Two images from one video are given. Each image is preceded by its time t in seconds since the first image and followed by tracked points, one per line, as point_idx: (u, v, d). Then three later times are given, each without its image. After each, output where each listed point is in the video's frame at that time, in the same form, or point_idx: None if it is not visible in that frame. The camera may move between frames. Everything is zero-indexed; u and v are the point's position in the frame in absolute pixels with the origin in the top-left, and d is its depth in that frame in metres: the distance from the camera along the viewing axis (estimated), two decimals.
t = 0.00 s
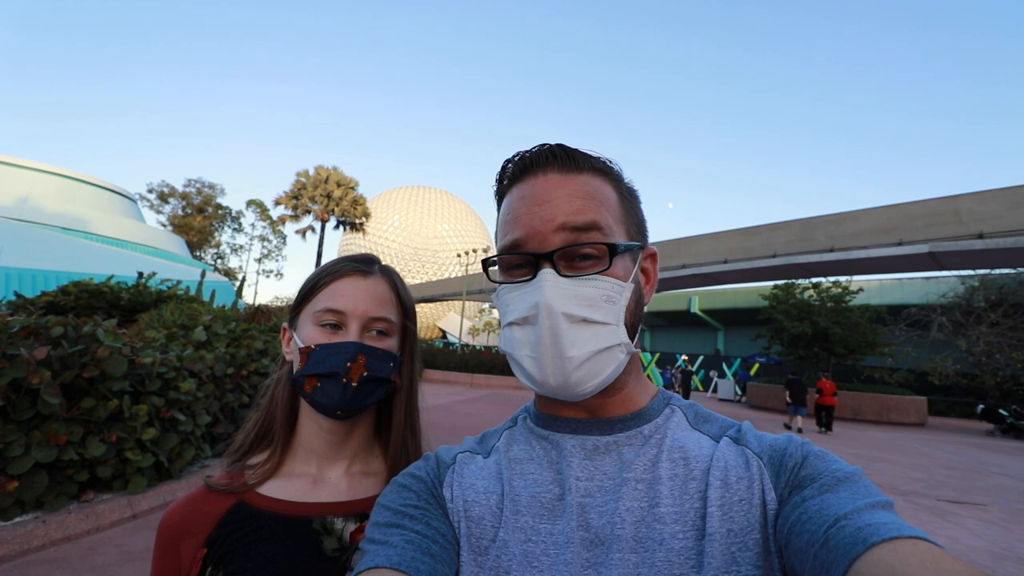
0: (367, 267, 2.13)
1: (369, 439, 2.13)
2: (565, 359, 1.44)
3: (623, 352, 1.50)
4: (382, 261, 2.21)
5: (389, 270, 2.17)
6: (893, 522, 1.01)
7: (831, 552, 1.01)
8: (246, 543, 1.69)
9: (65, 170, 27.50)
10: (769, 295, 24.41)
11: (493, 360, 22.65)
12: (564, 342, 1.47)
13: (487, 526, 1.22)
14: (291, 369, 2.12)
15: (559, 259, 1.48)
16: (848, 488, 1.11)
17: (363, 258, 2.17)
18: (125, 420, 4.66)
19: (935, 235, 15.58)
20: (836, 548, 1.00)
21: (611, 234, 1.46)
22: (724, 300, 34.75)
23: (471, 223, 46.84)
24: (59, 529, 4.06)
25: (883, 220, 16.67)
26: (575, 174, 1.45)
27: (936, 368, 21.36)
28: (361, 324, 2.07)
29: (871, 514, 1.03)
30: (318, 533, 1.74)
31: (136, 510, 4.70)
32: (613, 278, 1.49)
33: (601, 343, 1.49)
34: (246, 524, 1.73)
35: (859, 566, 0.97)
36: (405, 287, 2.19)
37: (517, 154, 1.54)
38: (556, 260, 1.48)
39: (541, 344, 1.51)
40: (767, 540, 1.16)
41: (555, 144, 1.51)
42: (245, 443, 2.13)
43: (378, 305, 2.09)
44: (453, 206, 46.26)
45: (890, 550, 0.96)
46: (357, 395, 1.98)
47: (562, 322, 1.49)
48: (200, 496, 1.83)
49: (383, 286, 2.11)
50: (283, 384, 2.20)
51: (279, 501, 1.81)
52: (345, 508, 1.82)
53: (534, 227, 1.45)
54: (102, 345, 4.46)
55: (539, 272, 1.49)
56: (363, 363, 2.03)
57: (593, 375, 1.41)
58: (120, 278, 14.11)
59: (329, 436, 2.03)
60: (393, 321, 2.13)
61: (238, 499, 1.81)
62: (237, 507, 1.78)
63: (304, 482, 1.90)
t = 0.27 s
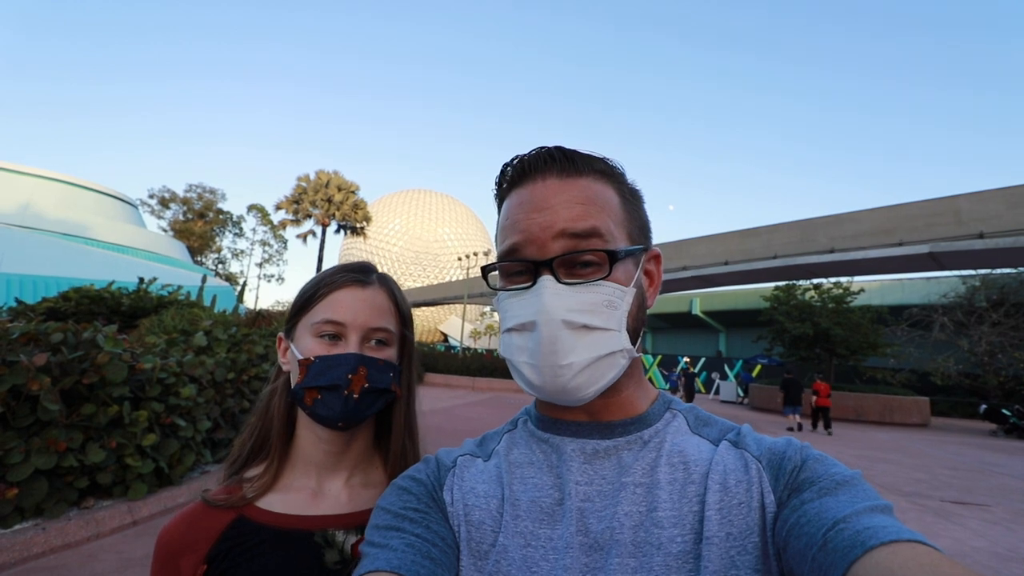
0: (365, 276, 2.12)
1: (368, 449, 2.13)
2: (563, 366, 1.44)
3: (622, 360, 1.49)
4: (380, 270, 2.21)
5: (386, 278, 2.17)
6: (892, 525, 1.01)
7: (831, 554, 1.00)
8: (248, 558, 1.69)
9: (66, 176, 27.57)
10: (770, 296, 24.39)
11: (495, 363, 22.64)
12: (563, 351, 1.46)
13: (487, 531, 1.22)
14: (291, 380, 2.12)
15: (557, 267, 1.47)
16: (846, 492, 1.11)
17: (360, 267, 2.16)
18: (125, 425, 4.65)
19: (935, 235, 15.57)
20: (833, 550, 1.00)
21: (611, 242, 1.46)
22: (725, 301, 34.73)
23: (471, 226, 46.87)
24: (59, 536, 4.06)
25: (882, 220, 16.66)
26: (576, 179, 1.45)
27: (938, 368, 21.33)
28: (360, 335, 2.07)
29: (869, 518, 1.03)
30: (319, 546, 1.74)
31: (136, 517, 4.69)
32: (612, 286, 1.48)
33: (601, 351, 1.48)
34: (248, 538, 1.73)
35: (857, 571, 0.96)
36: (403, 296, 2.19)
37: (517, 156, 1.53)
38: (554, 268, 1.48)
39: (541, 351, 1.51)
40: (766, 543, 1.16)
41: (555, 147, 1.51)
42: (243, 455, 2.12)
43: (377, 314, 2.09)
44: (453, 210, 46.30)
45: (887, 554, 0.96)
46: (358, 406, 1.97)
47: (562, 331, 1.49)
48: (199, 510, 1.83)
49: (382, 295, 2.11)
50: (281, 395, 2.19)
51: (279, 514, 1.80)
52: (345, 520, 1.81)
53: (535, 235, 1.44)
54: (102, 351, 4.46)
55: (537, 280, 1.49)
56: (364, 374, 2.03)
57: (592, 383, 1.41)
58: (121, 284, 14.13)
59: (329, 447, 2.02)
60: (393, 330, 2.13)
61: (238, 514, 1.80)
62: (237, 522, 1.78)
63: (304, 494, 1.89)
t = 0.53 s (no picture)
0: (370, 277, 2.12)
1: (373, 448, 2.13)
2: (565, 368, 1.44)
3: (626, 360, 1.49)
4: (384, 271, 2.21)
5: (391, 279, 2.17)
6: (893, 524, 1.01)
7: (832, 553, 1.00)
8: (258, 557, 1.69)
9: (68, 177, 27.62)
10: (771, 298, 24.36)
11: (496, 364, 22.64)
12: (568, 351, 1.46)
13: (488, 531, 1.22)
14: (297, 381, 2.12)
15: (559, 268, 1.48)
16: (848, 491, 1.11)
17: (364, 268, 2.16)
18: (126, 426, 4.66)
19: (937, 237, 15.54)
20: (835, 549, 1.00)
21: (614, 242, 1.46)
22: (727, 303, 34.69)
23: (473, 228, 46.89)
24: (61, 537, 4.07)
25: (884, 222, 16.63)
26: (579, 179, 1.45)
27: (940, 370, 21.30)
28: (366, 336, 2.07)
29: (870, 517, 1.03)
30: (327, 546, 1.74)
31: (137, 517, 4.70)
32: (616, 287, 1.48)
33: (605, 351, 1.48)
34: (256, 538, 1.73)
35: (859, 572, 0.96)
36: (408, 296, 2.19)
37: (517, 157, 1.54)
38: (557, 270, 1.48)
39: (544, 352, 1.51)
40: (767, 543, 1.15)
41: (555, 146, 1.51)
42: (248, 455, 2.12)
43: (382, 315, 2.09)
44: (455, 211, 46.33)
45: (889, 553, 0.95)
46: (364, 406, 1.98)
47: (566, 332, 1.49)
48: (206, 511, 1.82)
49: (387, 296, 2.11)
50: (286, 396, 2.19)
51: (287, 513, 1.81)
52: (352, 520, 1.81)
53: (537, 238, 1.44)
54: (104, 352, 4.46)
55: (539, 281, 1.49)
56: (371, 375, 2.03)
57: (596, 383, 1.41)
58: (123, 285, 14.14)
59: (335, 447, 2.02)
60: (398, 331, 2.14)
61: (246, 514, 1.81)
62: (245, 522, 1.78)
63: (311, 494, 1.89)
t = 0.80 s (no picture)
0: (374, 277, 2.12)
1: (377, 448, 2.13)
2: (568, 367, 1.44)
3: (627, 359, 1.49)
4: (388, 270, 2.21)
5: (395, 278, 2.17)
6: (895, 523, 1.01)
7: (834, 552, 1.00)
8: (264, 557, 1.69)
9: (70, 178, 27.66)
10: (772, 300, 24.35)
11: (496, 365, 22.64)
12: (571, 352, 1.46)
13: (489, 530, 1.22)
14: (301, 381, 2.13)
15: (557, 269, 1.48)
16: (849, 490, 1.11)
17: (369, 268, 2.17)
18: (127, 427, 4.66)
19: (938, 239, 15.54)
20: (835, 549, 1.00)
21: (612, 242, 1.46)
22: (728, 305, 34.68)
23: (474, 229, 46.92)
24: (62, 536, 4.07)
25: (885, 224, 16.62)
26: (577, 177, 1.45)
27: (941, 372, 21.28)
28: (371, 336, 2.08)
29: (870, 515, 1.03)
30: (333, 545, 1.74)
31: (138, 517, 4.71)
32: (614, 286, 1.48)
33: (607, 351, 1.48)
34: (263, 537, 1.73)
35: (858, 567, 0.96)
36: (412, 295, 2.19)
37: (514, 157, 1.54)
38: (554, 270, 1.48)
39: (543, 353, 1.52)
40: (769, 542, 1.15)
41: (553, 146, 1.52)
42: (253, 455, 2.13)
43: (387, 316, 2.09)
44: (456, 212, 46.35)
45: (888, 551, 0.95)
46: (369, 406, 1.98)
47: (568, 332, 1.49)
48: (212, 509, 1.83)
49: (391, 296, 2.11)
50: (292, 396, 2.20)
51: (292, 513, 1.81)
52: (357, 519, 1.82)
53: (537, 240, 1.44)
54: (105, 352, 4.46)
55: (538, 282, 1.50)
56: (376, 374, 2.03)
57: (597, 382, 1.41)
58: (124, 286, 14.16)
59: (340, 447, 2.02)
60: (403, 330, 2.14)
61: (252, 513, 1.81)
62: (250, 522, 1.78)
63: (315, 493, 1.90)
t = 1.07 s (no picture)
0: (376, 274, 2.13)
1: (379, 445, 2.14)
2: (566, 363, 1.45)
3: (627, 357, 1.49)
4: (390, 268, 2.21)
5: (397, 276, 2.18)
6: (895, 518, 1.01)
7: (834, 547, 1.00)
8: (265, 553, 1.71)
9: (74, 177, 27.73)
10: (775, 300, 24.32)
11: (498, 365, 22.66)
12: (569, 349, 1.47)
13: (488, 522, 1.23)
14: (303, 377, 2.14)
15: (557, 266, 1.48)
16: (850, 485, 1.11)
17: (370, 265, 2.17)
18: (130, 424, 4.67)
19: (942, 240, 15.51)
20: (836, 542, 1.00)
21: (611, 239, 1.46)
22: (730, 305, 34.65)
23: (476, 229, 46.94)
24: (65, 533, 4.09)
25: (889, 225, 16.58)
26: (576, 175, 1.46)
27: (945, 374, 21.23)
28: (371, 333, 2.09)
29: (871, 510, 1.03)
30: (333, 541, 1.74)
31: (140, 514, 4.72)
32: (613, 283, 1.49)
33: (607, 347, 1.49)
34: (264, 533, 1.75)
35: (858, 562, 0.97)
36: (414, 292, 2.20)
37: (513, 155, 1.55)
38: (553, 267, 1.49)
39: (541, 349, 1.53)
40: (768, 537, 1.16)
41: (552, 144, 1.52)
42: (255, 451, 2.14)
43: (388, 313, 2.10)
44: (458, 212, 46.37)
45: (888, 544, 0.96)
46: (369, 403, 1.99)
47: (567, 329, 1.50)
48: (214, 504, 1.84)
49: (393, 293, 2.12)
50: (294, 392, 2.21)
51: (293, 509, 1.82)
52: (358, 516, 1.82)
53: (536, 239, 1.45)
54: (109, 350, 4.47)
55: (537, 279, 1.50)
56: (375, 371, 2.04)
57: (596, 379, 1.42)
58: (127, 284, 14.21)
59: (341, 443, 2.03)
60: (404, 327, 2.15)
61: (254, 508, 1.83)
62: (252, 518, 1.79)
63: (316, 489, 1.90)
